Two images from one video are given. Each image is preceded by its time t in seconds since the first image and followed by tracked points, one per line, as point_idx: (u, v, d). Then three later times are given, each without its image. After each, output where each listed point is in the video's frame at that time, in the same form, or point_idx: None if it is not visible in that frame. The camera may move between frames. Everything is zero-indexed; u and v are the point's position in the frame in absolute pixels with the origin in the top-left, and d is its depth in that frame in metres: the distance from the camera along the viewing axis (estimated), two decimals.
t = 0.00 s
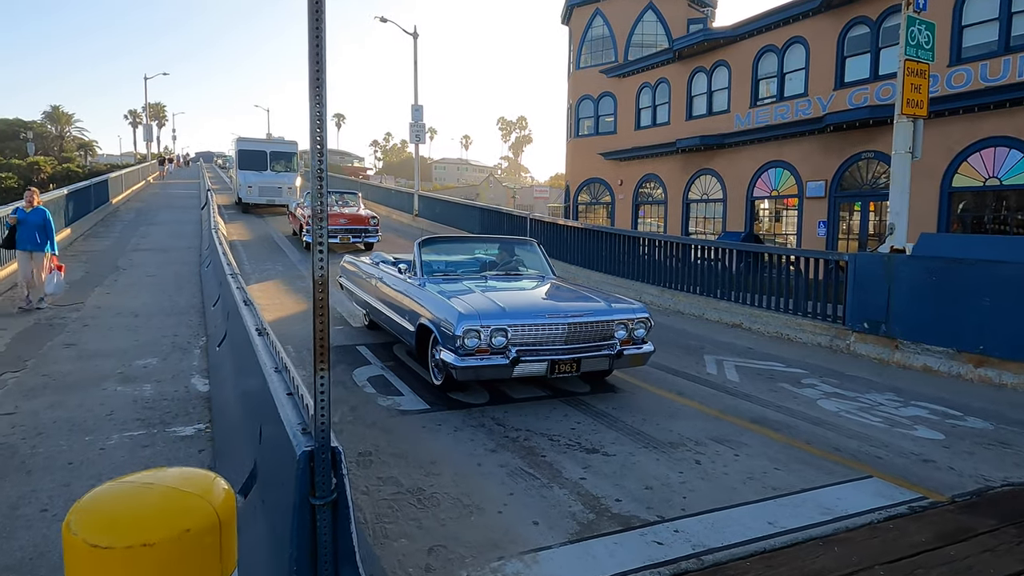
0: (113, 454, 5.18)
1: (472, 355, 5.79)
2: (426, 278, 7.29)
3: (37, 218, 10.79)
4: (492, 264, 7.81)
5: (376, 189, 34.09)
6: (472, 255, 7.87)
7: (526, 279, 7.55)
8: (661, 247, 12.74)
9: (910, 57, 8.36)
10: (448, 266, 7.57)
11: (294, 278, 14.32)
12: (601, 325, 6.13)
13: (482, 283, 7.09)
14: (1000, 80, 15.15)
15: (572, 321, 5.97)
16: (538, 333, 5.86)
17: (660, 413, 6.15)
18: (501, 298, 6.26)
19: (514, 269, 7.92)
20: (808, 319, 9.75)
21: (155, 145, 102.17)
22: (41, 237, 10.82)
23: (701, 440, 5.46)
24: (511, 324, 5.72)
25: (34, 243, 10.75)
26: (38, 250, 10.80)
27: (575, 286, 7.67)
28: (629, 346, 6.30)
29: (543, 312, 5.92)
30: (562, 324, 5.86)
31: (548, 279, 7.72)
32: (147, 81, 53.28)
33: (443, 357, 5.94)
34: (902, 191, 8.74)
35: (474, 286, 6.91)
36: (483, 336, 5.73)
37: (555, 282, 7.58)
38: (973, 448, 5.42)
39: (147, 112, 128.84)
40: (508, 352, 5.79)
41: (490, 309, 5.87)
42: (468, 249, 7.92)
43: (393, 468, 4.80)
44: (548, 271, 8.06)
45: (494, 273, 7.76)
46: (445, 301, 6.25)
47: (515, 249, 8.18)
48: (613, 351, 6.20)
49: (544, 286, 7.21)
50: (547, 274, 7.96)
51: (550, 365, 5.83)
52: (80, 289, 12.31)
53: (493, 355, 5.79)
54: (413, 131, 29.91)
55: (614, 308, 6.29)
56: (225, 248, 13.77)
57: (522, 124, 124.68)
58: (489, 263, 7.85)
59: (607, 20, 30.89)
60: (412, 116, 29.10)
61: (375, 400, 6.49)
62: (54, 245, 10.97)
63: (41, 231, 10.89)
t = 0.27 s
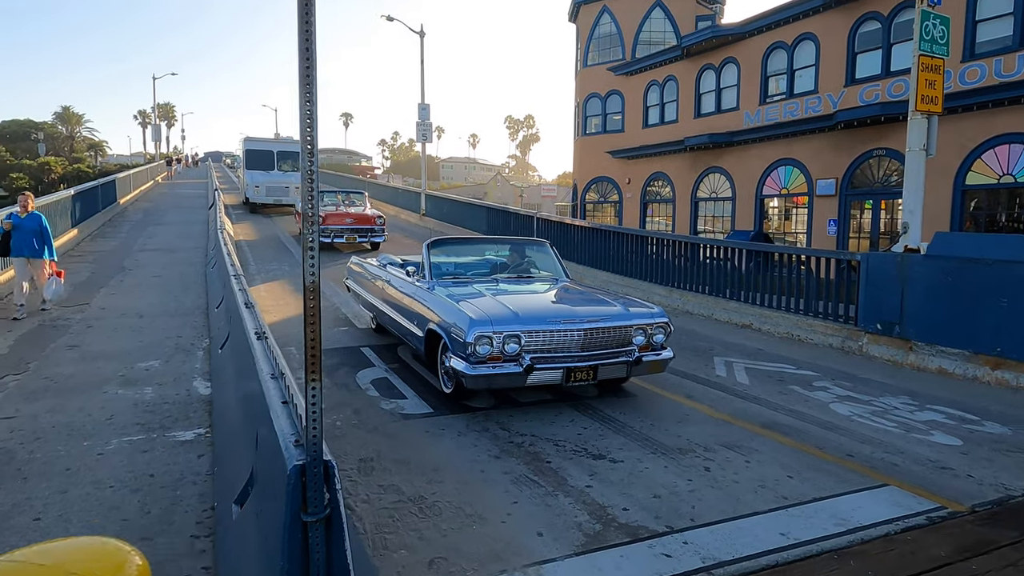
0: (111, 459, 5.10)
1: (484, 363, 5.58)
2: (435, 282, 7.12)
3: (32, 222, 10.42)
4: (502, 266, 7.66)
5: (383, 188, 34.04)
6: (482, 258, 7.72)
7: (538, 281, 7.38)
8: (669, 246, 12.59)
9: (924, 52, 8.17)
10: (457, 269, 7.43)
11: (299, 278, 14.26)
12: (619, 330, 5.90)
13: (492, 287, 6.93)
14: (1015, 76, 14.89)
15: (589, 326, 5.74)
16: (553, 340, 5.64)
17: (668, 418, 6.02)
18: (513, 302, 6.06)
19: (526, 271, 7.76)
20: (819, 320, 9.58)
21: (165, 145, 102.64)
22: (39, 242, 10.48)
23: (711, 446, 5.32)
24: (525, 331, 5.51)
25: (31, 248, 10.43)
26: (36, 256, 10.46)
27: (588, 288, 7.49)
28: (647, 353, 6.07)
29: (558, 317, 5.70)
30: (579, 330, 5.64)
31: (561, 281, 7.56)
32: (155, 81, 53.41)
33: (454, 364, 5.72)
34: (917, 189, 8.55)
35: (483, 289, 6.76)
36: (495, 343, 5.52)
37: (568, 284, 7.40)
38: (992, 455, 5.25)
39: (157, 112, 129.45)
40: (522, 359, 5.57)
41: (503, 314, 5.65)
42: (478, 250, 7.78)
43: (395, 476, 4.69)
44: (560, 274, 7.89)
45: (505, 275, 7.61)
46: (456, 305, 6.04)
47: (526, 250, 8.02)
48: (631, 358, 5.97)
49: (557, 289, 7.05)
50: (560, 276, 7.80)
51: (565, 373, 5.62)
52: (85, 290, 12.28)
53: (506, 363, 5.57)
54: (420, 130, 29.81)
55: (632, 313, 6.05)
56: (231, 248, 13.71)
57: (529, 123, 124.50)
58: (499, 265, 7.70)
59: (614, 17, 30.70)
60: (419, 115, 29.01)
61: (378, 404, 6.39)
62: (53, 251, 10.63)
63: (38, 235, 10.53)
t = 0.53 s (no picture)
0: (109, 461, 5.04)
1: (493, 368, 5.45)
2: (442, 283, 7.02)
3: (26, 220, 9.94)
4: (511, 267, 7.55)
5: (387, 187, 33.99)
6: (490, 258, 7.62)
7: (548, 282, 7.27)
8: (674, 244, 12.48)
9: (935, 47, 8.05)
10: (465, 270, 7.34)
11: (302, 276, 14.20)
12: (634, 334, 5.76)
13: (501, 288, 6.83)
14: None
15: (602, 329, 5.60)
16: (565, 343, 5.51)
17: (674, 420, 5.93)
18: (524, 304, 5.94)
19: (535, 272, 7.65)
20: (826, 319, 9.46)
21: (171, 143, 102.85)
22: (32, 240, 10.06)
23: (718, 448, 5.22)
24: (536, 334, 5.38)
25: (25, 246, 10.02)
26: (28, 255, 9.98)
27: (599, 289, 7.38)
28: (662, 356, 5.93)
29: (570, 321, 5.56)
30: (591, 332, 5.50)
31: (571, 282, 7.44)
32: (160, 80, 53.47)
33: (463, 369, 5.60)
34: (927, 187, 8.42)
35: (491, 291, 6.66)
36: (505, 348, 5.39)
37: (579, 285, 7.29)
38: (1005, 458, 5.14)
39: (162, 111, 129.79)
40: (533, 364, 5.44)
41: (513, 317, 5.53)
42: (486, 250, 7.68)
43: (395, 479, 4.61)
44: (570, 274, 7.78)
45: (514, 276, 7.50)
46: (465, 307, 5.92)
47: (535, 249, 7.91)
48: (646, 362, 5.83)
49: (567, 290, 6.93)
50: (570, 277, 7.68)
51: (578, 378, 5.48)
52: (88, 290, 12.24)
53: (517, 368, 5.45)
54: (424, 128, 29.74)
55: (648, 315, 5.90)
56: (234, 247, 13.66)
57: (534, 121, 124.34)
58: (508, 265, 7.59)
59: (619, 14, 30.57)
60: (423, 113, 28.93)
61: (380, 405, 6.32)
62: (47, 249, 10.12)
63: (31, 233, 10.05)
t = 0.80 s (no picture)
0: (107, 462, 4.98)
1: (502, 372, 5.38)
2: (447, 284, 6.95)
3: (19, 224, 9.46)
4: (518, 267, 7.49)
5: (388, 186, 33.93)
6: (496, 258, 7.56)
7: (555, 283, 7.20)
8: (675, 244, 12.42)
9: (939, 44, 8.00)
10: (471, 270, 7.27)
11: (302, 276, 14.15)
12: (646, 336, 5.69)
13: (508, 289, 6.77)
14: None
15: (614, 332, 5.53)
16: (576, 346, 5.44)
17: (677, 420, 5.88)
18: (532, 306, 5.87)
19: (542, 272, 7.58)
20: (830, 319, 9.41)
21: (171, 143, 102.82)
22: (25, 246, 9.47)
23: (723, 450, 5.16)
24: (545, 337, 5.31)
25: (17, 252, 9.47)
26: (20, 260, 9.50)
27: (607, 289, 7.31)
28: (675, 359, 5.86)
29: (581, 323, 5.49)
30: (603, 335, 5.43)
31: (578, 282, 7.38)
32: (161, 79, 53.39)
33: (470, 373, 5.53)
34: (931, 186, 8.36)
35: (498, 292, 6.59)
36: (514, 351, 5.32)
37: (586, 286, 7.23)
38: (1012, 458, 5.08)
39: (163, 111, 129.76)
40: (542, 368, 5.36)
41: (522, 319, 5.45)
42: (492, 251, 7.62)
43: (396, 480, 4.56)
44: (577, 274, 7.72)
45: (521, 276, 7.44)
46: (472, 309, 5.84)
47: (540, 249, 7.85)
48: (659, 365, 5.75)
49: (575, 291, 6.87)
50: (577, 277, 7.62)
51: (589, 382, 5.41)
52: (87, 289, 12.18)
53: (526, 372, 5.37)
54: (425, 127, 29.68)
55: (660, 318, 5.83)
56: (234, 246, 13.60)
57: (534, 121, 124.32)
58: (515, 266, 7.53)
59: (620, 13, 30.51)
60: (424, 112, 28.87)
61: (381, 405, 6.26)
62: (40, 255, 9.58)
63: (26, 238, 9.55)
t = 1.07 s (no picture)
0: (105, 466, 4.92)
1: (511, 377, 5.33)
2: (452, 286, 6.89)
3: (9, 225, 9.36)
4: (523, 268, 7.44)
5: (385, 186, 33.84)
6: (500, 259, 7.50)
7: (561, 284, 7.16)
8: (674, 243, 12.38)
9: (940, 42, 7.98)
10: (475, 271, 7.22)
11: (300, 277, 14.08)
12: (658, 339, 5.64)
13: (514, 291, 6.72)
14: None
15: (625, 335, 5.48)
16: (587, 350, 5.38)
17: (680, 421, 5.84)
18: (541, 308, 5.81)
19: (548, 273, 7.54)
20: (830, 318, 9.39)
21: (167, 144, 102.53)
22: (14, 247, 9.35)
23: (728, 450, 5.13)
24: (555, 341, 5.26)
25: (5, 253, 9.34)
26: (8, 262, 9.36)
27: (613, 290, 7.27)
28: (687, 362, 5.81)
29: (592, 326, 5.44)
30: (614, 338, 5.37)
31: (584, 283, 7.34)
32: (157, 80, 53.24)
33: (478, 377, 5.47)
34: (932, 185, 8.34)
35: (504, 294, 6.54)
36: (523, 355, 5.26)
37: (593, 287, 7.18)
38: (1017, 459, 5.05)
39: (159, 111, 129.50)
40: (552, 372, 5.31)
41: (531, 322, 5.40)
42: (496, 251, 7.56)
43: (398, 483, 4.51)
44: (583, 275, 7.68)
45: (526, 277, 7.38)
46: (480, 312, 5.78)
47: (544, 249, 7.80)
48: (671, 368, 5.70)
49: (582, 292, 6.82)
50: (583, 278, 7.58)
51: (600, 386, 5.36)
52: (82, 291, 12.08)
53: (536, 377, 5.32)
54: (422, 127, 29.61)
55: (671, 320, 5.79)
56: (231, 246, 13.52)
57: (531, 120, 124.31)
58: (520, 267, 7.48)
59: (617, 13, 30.49)
60: (421, 112, 28.80)
61: (383, 406, 6.21)
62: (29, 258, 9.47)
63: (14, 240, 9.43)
